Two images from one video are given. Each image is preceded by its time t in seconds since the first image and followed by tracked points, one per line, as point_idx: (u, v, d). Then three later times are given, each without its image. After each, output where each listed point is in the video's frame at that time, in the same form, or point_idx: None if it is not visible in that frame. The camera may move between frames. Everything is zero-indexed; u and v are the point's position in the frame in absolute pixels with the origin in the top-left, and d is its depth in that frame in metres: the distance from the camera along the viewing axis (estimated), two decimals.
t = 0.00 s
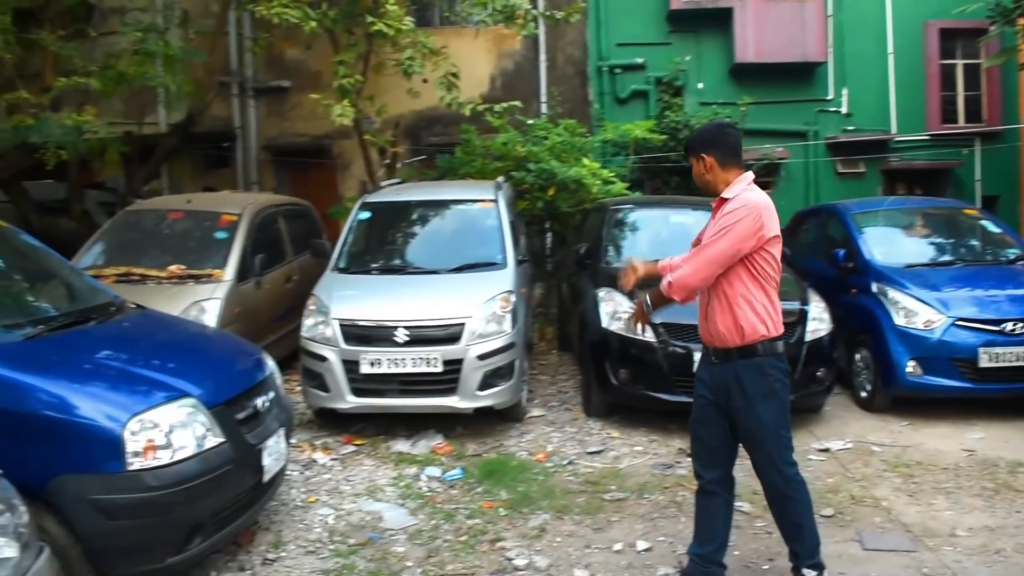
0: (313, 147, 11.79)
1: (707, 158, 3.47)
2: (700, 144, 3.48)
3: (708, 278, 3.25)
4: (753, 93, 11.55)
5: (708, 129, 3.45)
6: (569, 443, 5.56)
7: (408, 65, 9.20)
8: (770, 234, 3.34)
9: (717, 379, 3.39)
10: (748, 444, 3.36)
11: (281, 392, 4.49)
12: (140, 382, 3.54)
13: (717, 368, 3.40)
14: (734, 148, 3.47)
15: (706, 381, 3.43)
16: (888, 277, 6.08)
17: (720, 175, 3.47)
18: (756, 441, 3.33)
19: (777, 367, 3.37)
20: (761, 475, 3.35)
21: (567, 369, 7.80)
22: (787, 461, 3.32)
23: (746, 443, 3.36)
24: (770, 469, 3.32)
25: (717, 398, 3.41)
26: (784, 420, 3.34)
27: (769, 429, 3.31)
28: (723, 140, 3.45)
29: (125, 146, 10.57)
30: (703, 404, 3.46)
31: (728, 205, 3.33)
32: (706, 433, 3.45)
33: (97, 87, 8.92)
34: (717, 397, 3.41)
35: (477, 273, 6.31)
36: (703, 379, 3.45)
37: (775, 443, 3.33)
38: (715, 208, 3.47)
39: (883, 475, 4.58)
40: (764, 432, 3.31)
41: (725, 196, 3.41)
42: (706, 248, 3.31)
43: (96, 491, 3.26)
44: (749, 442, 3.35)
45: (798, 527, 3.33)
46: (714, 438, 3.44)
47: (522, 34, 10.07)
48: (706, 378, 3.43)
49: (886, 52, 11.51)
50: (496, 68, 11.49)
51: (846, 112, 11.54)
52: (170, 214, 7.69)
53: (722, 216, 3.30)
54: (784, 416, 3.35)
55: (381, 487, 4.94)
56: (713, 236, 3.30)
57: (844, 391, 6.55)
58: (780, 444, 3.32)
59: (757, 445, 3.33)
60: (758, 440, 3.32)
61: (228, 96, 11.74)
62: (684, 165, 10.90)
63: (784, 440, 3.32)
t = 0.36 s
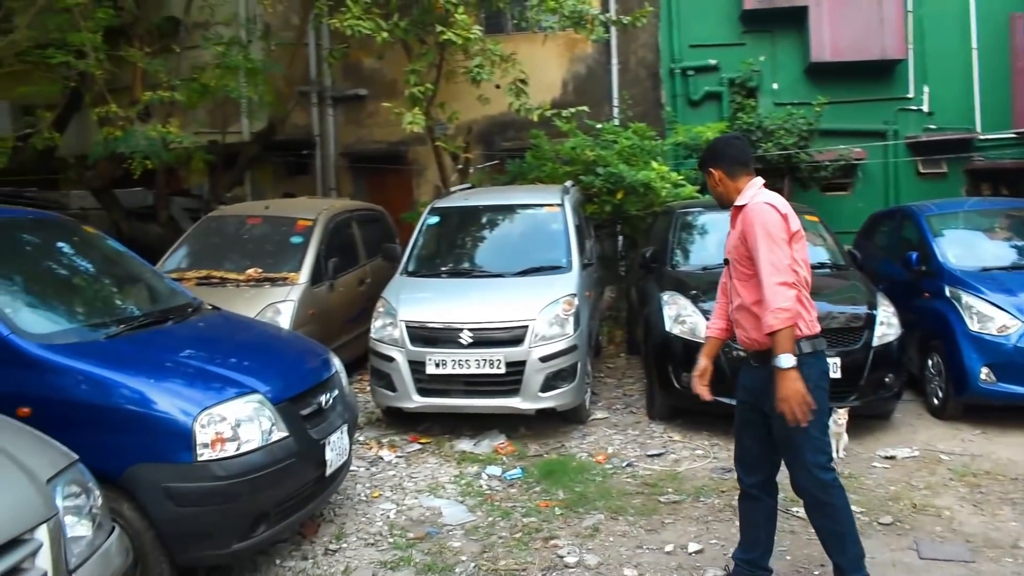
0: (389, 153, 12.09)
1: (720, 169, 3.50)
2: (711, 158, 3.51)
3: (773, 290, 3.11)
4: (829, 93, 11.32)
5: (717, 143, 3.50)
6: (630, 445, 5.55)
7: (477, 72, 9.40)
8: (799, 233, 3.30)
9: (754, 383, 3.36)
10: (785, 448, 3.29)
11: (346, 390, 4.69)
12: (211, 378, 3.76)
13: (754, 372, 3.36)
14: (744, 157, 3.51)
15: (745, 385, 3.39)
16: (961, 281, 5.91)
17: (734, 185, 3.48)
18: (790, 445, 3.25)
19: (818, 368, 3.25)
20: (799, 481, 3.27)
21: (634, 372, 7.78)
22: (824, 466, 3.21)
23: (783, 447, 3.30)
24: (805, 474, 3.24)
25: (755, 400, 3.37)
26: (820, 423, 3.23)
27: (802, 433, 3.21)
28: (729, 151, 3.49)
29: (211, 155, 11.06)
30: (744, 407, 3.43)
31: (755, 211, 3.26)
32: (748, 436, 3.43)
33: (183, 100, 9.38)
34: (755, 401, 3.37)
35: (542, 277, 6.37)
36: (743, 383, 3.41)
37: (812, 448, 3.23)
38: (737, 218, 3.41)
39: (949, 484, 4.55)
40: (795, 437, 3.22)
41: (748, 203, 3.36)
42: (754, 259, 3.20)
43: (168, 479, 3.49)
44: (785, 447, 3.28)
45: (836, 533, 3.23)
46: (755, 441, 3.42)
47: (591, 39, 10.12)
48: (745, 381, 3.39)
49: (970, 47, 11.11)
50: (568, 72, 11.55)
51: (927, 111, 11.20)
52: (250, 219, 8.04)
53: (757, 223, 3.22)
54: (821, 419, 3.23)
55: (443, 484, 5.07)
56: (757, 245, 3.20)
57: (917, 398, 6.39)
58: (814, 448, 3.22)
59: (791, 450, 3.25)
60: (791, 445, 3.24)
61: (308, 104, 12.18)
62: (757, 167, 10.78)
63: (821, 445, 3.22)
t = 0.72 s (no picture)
0: (409, 142, 12.17)
1: (777, 154, 3.38)
2: (770, 141, 3.39)
3: (799, 296, 3.06)
4: (849, 88, 11.25)
5: (780, 126, 3.37)
6: (631, 433, 5.61)
7: (492, 64, 9.44)
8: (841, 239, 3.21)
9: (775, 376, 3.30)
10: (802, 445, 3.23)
11: (350, 374, 4.79)
12: (216, 357, 3.88)
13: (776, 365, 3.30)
14: (806, 145, 3.39)
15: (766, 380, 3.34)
16: (969, 277, 5.88)
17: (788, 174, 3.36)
18: (809, 442, 3.19)
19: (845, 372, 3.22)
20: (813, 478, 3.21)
21: (644, 363, 7.82)
22: (841, 467, 3.16)
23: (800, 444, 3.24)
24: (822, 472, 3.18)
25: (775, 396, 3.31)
26: (841, 425, 3.18)
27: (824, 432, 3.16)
28: (791, 136, 3.36)
29: (232, 142, 11.20)
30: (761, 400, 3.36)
31: (801, 209, 3.17)
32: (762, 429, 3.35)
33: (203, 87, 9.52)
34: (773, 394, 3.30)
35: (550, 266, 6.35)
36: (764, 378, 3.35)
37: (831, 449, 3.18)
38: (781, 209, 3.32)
39: (945, 478, 4.57)
40: (818, 435, 3.16)
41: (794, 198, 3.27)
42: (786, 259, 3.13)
43: (172, 454, 3.61)
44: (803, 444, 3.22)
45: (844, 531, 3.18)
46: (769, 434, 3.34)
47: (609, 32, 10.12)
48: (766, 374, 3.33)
49: (994, 43, 10.96)
50: (589, 63, 11.54)
51: (949, 107, 11.09)
52: (267, 206, 8.17)
53: (799, 223, 3.13)
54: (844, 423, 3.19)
55: (445, 467, 5.15)
56: (793, 245, 3.12)
57: (922, 394, 6.39)
58: (834, 449, 3.16)
59: (811, 447, 3.19)
60: (811, 443, 3.18)
61: (330, 93, 12.31)
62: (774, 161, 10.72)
63: (841, 446, 3.17)
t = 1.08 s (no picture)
0: (397, 145, 12.21)
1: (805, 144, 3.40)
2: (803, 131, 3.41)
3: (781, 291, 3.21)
4: (832, 85, 11.33)
5: (811, 116, 3.37)
6: (616, 430, 5.67)
7: (476, 66, 9.52)
8: (848, 238, 3.21)
9: (796, 364, 3.39)
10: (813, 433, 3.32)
11: (335, 376, 4.84)
12: (201, 362, 3.92)
13: (798, 353, 3.39)
14: (839, 136, 3.35)
15: (789, 366, 3.44)
16: (948, 270, 5.95)
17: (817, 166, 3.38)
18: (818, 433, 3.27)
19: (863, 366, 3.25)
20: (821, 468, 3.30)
21: (630, 360, 7.89)
22: (847, 460, 3.21)
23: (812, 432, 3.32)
24: (828, 463, 3.26)
25: (795, 383, 3.40)
26: (853, 418, 3.22)
27: (832, 424, 3.23)
28: (826, 128, 3.35)
29: (220, 147, 11.22)
30: (786, 384, 3.47)
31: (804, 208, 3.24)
32: (785, 413, 3.47)
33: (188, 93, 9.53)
34: (795, 382, 3.40)
35: (534, 266, 6.40)
36: (788, 363, 3.45)
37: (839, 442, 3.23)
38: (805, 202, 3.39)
39: (923, 467, 4.64)
40: (826, 427, 3.24)
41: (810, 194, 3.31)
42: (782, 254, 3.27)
43: (157, 457, 3.66)
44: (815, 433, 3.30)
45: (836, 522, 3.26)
46: (790, 418, 3.45)
47: (593, 33, 10.16)
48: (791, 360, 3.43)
49: (976, 38, 11.05)
50: (574, 64, 11.62)
51: (931, 102, 11.18)
52: (253, 211, 8.21)
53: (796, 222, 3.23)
54: (855, 417, 3.23)
55: (431, 467, 5.20)
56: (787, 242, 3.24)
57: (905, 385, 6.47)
58: (840, 443, 3.22)
59: (820, 437, 3.27)
60: (821, 433, 3.26)
61: (317, 97, 12.35)
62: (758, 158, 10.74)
63: (849, 439, 3.22)
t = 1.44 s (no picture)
0: (371, 149, 12.17)
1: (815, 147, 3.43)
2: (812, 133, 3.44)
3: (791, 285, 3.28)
4: (802, 87, 11.44)
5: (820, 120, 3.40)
6: (590, 431, 5.69)
7: (449, 70, 9.52)
8: (859, 238, 3.23)
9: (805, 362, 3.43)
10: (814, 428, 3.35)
11: (308, 382, 4.81)
12: (171, 369, 3.89)
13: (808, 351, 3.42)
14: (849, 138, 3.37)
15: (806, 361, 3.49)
16: (916, 269, 6.02)
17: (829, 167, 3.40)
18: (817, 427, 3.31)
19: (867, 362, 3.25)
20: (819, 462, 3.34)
21: (605, 362, 7.92)
22: (838, 453, 3.24)
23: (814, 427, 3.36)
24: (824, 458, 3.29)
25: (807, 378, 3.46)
26: (850, 414, 3.25)
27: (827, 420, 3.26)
28: (852, 136, 3.36)
29: (193, 153, 11.12)
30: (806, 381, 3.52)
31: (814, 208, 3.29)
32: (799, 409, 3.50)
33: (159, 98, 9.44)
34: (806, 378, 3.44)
35: (508, 269, 6.40)
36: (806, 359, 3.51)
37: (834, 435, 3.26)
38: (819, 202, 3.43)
39: (892, 464, 4.70)
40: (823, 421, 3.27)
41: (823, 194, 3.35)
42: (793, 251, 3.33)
43: (127, 466, 3.62)
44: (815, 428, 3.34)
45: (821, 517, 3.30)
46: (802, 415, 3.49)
47: (565, 36, 10.19)
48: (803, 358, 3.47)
49: (943, 41, 11.22)
50: (548, 67, 11.66)
51: (900, 103, 11.32)
52: (226, 216, 8.15)
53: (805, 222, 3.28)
54: (852, 413, 3.24)
55: (406, 471, 5.19)
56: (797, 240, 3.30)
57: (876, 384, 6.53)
58: (833, 439, 3.25)
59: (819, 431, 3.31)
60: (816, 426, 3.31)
61: (290, 102, 12.29)
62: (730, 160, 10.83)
63: (845, 435, 3.24)
